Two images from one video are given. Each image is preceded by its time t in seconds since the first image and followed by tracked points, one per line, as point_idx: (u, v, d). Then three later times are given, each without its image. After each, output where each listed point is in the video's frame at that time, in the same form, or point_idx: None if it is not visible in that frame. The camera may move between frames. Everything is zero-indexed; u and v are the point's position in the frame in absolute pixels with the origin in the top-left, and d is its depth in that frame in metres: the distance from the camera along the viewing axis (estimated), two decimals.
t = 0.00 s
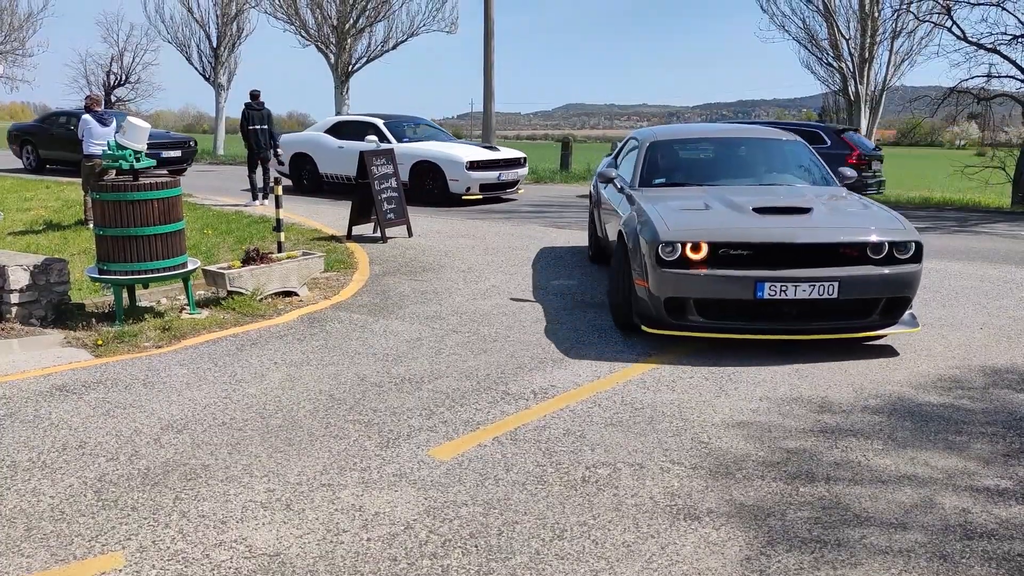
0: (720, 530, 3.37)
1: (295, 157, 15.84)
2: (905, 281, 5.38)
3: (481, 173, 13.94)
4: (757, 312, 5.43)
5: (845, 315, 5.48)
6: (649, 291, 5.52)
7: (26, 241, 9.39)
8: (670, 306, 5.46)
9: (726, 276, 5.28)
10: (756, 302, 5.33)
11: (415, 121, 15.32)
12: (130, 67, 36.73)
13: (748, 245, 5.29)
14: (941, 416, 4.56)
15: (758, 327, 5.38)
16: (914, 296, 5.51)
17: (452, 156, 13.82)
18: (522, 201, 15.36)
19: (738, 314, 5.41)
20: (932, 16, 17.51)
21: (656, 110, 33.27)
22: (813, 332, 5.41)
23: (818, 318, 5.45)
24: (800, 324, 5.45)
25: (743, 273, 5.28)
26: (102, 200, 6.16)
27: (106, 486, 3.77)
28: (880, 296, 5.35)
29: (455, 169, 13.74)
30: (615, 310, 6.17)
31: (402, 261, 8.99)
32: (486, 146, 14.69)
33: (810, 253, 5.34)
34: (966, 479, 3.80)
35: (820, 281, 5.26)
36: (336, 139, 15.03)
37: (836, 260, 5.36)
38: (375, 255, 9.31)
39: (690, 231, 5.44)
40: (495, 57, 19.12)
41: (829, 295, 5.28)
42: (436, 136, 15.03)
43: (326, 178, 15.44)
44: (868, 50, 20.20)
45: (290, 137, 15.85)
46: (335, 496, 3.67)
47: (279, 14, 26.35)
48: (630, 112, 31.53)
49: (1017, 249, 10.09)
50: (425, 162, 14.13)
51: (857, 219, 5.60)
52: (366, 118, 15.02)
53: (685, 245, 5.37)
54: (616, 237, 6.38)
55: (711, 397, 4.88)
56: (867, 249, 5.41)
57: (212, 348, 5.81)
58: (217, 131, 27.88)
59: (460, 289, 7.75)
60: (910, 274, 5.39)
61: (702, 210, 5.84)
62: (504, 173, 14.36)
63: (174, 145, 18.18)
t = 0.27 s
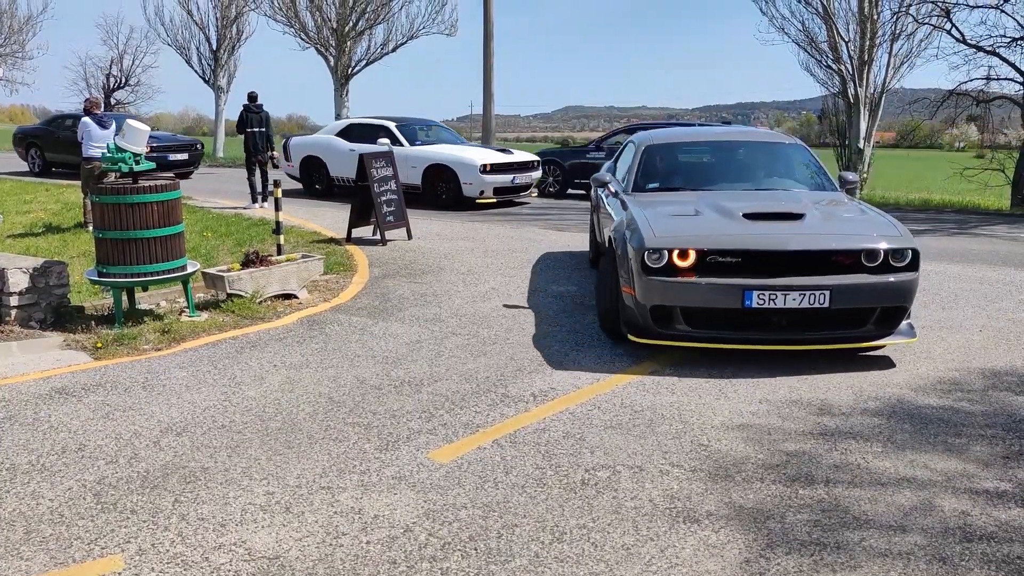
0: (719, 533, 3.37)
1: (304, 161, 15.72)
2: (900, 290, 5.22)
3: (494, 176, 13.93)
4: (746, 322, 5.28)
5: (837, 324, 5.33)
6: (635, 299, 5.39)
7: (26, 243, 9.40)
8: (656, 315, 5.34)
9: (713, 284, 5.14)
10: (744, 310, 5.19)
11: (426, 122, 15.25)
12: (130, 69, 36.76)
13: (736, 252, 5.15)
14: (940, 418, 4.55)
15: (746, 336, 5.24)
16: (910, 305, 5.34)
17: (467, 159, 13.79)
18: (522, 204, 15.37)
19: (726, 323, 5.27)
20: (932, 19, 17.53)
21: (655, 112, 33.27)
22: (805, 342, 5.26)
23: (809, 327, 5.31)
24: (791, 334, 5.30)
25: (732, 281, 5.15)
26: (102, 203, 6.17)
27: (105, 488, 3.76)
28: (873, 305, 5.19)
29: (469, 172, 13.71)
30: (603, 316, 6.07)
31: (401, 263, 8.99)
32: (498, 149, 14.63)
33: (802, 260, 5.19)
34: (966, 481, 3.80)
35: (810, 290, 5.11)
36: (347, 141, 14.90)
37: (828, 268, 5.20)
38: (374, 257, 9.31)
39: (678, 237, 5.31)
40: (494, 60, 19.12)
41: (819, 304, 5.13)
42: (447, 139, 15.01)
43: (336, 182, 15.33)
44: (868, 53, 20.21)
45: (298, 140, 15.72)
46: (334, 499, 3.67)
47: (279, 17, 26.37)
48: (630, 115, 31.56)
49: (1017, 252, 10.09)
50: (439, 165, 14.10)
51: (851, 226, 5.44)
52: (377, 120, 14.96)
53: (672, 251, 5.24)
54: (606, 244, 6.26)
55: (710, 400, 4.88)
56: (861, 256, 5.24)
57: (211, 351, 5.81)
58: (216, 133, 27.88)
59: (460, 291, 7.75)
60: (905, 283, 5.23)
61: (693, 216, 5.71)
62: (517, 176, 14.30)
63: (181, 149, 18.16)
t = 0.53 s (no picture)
0: (719, 534, 3.37)
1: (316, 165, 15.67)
2: (894, 300, 5.01)
3: (510, 178, 13.81)
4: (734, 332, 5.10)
5: (829, 334, 5.13)
6: (620, 307, 5.23)
7: (26, 244, 9.40)
8: (641, 323, 5.18)
9: (699, 292, 4.97)
10: (731, 320, 5.01)
11: (440, 124, 15.17)
12: (130, 70, 36.79)
13: (723, 259, 4.98)
14: (940, 420, 4.56)
15: (733, 346, 5.06)
16: (905, 316, 5.12)
17: (483, 161, 13.70)
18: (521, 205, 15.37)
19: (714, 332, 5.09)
20: (931, 20, 17.55)
21: (654, 113, 33.28)
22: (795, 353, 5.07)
23: (799, 337, 5.12)
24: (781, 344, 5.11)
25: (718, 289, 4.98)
26: (102, 205, 6.17)
27: (105, 490, 3.76)
28: (866, 315, 4.98)
29: (485, 175, 13.62)
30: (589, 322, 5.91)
31: (401, 265, 9.00)
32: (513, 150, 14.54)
33: (791, 268, 5.00)
34: (965, 483, 3.80)
35: (800, 299, 4.92)
36: (360, 144, 14.83)
37: (819, 276, 5.01)
38: (374, 258, 9.31)
39: (663, 243, 5.15)
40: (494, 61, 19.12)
41: (809, 314, 4.93)
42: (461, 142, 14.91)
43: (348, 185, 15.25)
44: (867, 54, 20.23)
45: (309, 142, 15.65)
46: (333, 500, 3.67)
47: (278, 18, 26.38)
48: (630, 116, 31.58)
49: (1016, 253, 10.09)
50: (454, 168, 14.01)
51: (844, 232, 5.25)
52: (390, 122, 14.89)
53: (658, 258, 5.08)
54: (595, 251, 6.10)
55: (709, 402, 4.88)
56: (854, 264, 5.04)
57: (210, 353, 5.81)
58: (216, 134, 27.89)
59: (460, 292, 7.75)
60: (899, 293, 5.02)
61: (682, 221, 5.55)
62: (532, 178, 14.21)
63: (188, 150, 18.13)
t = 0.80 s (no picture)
0: (719, 534, 3.37)
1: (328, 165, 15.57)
2: (887, 307, 4.83)
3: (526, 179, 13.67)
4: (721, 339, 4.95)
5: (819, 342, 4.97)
6: (603, 313, 5.09)
7: (27, 244, 9.40)
8: (625, 329, 5.04)
9: (684, 298, 4.82)
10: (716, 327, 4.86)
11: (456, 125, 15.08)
12: (130, 71, 36.81)
13: (708, 264, 4.83)
14: (940, 420, 4.55)
15: (718, 353, 4.91)
16: (899, 324, 4.94)
17: (500, 163, 13.60)
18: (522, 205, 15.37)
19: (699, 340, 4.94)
20: (931, 20, 17.55)
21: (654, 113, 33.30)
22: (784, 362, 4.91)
23: (788, 346, 4.96)
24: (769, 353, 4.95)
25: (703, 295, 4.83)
26: (102, 204, 6.17)
27: (105, 490, 3.76)
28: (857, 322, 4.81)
29: (502, 176, 13.49)
30: (573, 327, 5.78)
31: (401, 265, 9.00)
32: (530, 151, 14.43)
33: (780, 274, 4.84)
34: (966, 483, 3.80)
35: (787, 306, 4.76)
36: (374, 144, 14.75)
37: (808, 282, 4.85)
38: (374, 258, 9.31)
39: (648, 247, 5.00)
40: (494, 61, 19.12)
41: (797, 321, 4.77)
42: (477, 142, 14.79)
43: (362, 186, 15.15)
44: (867, 54, 20.22)
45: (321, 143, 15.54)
46: (334, 500, 3.67)
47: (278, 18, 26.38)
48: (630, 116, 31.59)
49: (1017, 253, 10.09)
50: (470, 169, 13.89)
51: (836, 237, 5.08)
52: (406, 123, 14.83)
53: (642, 262, 4.94)
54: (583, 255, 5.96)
55: (710, 402, 4.87)
56: (845, 270, 4.87)
57: (210, 352, 5.81)
58: (216, 134, 27.91)
59: (460, 292, 7.74)
60: (892, 300, 4.84)
61: (669, 225, 5.40)
62: (550, 179, 14.09)
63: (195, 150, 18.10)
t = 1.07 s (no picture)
0: (720, 534, 3.37)
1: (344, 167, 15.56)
2: (880, 314, 4.64)
3: (544, 180, 13.52)
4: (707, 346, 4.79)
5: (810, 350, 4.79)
6: (587, 318, 4.95)
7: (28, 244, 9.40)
8: (609, 335, 4.89)
9: (669, 304, 4.66)
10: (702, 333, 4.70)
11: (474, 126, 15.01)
12: (131, 71, 36.86)
13: (694, 269, 4.67)
14: (941, 420, 4.55)
15: (704, 361, 4.75)
16: (893, 331, 4.75)
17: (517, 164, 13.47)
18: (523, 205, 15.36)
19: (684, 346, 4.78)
20: (933, 20, 17.52)
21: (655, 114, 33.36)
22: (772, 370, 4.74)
23: (778, 353, 4.79)
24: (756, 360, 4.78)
25: (689, 301, 4.67)
26: (103, 204, 6.18)
27: (106, 489, 3.76)
28: (849, 330, 4.62)
29: (518, 176, 13.36)
30: (559, 330, 5.64)
31: (402, 264, 9.00)
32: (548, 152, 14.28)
33: (768, 280, 4.67)
34: (967, 483, 3.79)
35: (775, 313, 4.59)
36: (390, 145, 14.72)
37: (798, 288, 4.67)
38: (375, 258, 9.31)
39: (633, 250, 4.85)
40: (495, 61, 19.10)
41: (785, 328, 4.60)
42: (495, 144, 14.67)
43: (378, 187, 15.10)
44: (869, 54, 20.18)
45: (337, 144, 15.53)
46: (335, 499, 3.67)
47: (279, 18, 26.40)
48: (631, 116, 31.61)
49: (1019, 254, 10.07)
50: (486, 169, 13.78)
51: (828, 241, 4.90)
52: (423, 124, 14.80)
53: (626, 266, 4.79)
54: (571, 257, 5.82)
55: (710, 402, 4.87)
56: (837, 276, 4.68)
57: (212, 352, 5.81)
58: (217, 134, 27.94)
59: (461, 292, 7.74)
60: (886, 307, 4.65)
61: (658, 228, 5.24)
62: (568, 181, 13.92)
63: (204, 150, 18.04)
